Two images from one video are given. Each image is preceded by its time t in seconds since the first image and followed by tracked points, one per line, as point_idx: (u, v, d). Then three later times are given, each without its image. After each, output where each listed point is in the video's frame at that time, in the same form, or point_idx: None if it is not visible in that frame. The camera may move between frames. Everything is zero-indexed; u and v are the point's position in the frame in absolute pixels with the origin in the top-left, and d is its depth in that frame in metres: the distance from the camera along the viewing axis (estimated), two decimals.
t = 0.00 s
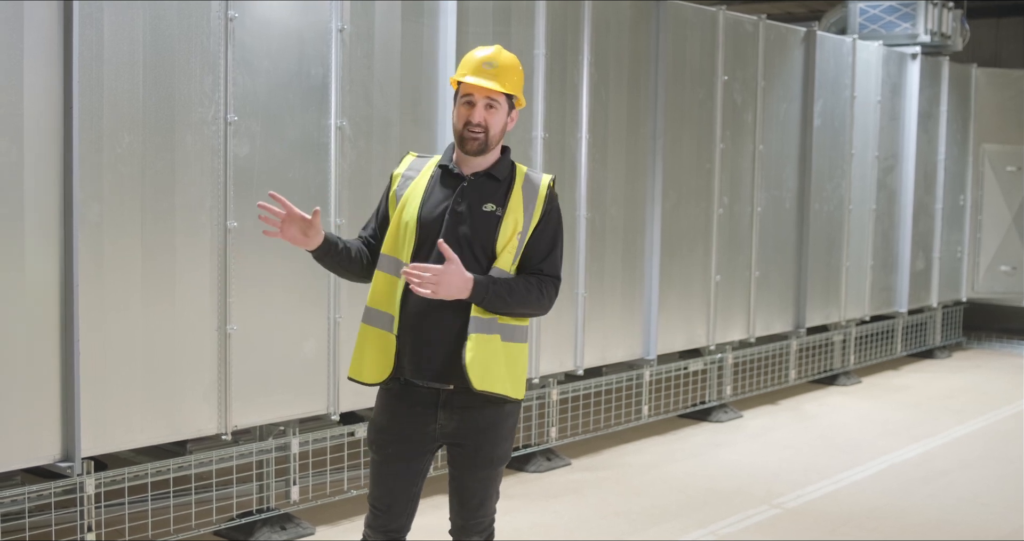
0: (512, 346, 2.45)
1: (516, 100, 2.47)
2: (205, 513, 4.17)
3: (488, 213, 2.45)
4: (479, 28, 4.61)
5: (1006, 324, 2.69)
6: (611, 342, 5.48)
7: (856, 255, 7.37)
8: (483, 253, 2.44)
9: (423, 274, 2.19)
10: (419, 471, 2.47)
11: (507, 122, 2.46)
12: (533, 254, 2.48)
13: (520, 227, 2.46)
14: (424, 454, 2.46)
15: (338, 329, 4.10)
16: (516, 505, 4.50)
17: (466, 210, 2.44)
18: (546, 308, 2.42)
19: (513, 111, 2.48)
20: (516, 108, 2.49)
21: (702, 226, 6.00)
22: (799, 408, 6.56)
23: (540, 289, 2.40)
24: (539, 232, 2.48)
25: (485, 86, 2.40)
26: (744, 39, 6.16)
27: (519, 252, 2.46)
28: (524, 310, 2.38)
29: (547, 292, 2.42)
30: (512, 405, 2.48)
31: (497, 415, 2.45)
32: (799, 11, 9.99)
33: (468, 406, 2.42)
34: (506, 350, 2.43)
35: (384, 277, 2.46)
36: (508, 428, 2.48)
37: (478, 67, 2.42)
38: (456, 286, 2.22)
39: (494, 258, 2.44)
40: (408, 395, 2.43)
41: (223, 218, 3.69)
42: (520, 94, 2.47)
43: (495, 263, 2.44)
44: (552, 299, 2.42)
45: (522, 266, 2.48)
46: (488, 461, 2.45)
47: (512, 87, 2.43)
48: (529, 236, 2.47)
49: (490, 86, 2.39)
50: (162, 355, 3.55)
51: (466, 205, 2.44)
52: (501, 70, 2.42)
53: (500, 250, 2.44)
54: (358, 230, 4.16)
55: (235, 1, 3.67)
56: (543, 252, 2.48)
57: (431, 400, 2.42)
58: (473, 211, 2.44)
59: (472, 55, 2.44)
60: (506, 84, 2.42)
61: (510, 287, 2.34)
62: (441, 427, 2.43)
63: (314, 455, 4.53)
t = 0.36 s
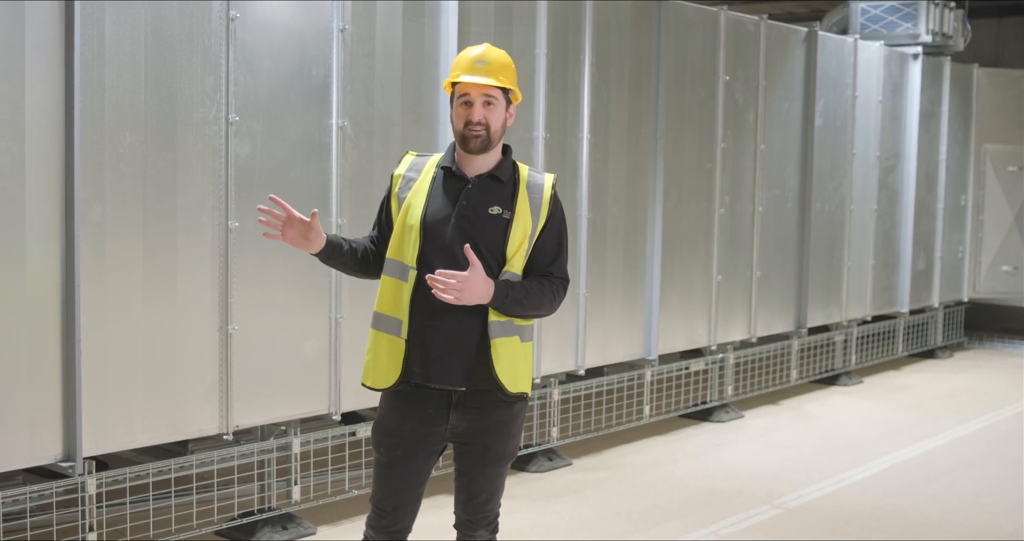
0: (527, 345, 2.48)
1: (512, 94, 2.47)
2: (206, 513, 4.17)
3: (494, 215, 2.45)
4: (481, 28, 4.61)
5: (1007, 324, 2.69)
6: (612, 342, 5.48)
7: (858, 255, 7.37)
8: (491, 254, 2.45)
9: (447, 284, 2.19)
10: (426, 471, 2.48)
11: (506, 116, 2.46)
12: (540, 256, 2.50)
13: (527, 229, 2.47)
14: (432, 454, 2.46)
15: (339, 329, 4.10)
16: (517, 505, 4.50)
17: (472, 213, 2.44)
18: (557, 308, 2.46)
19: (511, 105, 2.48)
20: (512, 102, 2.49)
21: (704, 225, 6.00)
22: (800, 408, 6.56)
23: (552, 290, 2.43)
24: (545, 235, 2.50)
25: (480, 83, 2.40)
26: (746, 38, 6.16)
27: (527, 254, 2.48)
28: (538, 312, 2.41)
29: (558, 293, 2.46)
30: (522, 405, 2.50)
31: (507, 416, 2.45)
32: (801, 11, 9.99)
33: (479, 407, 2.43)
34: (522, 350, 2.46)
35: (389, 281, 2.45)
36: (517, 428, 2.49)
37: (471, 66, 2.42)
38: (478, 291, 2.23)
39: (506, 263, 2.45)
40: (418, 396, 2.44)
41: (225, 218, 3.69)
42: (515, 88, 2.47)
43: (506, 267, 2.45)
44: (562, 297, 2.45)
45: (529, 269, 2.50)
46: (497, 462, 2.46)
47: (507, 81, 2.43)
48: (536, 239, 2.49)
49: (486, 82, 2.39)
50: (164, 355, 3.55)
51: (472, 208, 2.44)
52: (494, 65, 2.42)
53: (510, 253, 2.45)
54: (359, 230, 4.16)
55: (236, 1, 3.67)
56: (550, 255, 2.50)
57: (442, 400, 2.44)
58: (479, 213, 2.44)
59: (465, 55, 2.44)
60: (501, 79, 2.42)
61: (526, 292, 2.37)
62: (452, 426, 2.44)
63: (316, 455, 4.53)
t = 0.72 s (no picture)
0: (524, 343, 2.47)
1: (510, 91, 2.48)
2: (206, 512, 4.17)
3: (491, 212, 2.45)
4: (481, 26, 4.61)
5: (1007, 323, 2.71)
6: (611, 340, 5.48)
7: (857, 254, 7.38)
8: (490, 253, 2.45)
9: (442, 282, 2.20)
10: (425, 468, 2.48)
11: (504, 113, 2.46)
12: (538, 252, 2.50)
13: (524, 225, 2.47)
14: (431, 451, 2.46)
15: (339, 328, 4.10)
16: (517, 504, 4.50)
17: (469, 213, 2.44)
18: (557, 303, 2.45)
19: (507, 102, 2.49)
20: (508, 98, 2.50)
21: (703, 225, 6.00)
22: (800, 407, 6.56)
23: (551, 285, 2.43)
24: (542, 229, 2.50)
25: (483, 77, 2.40)
26: (745, 38, 6.16)
27: (525, 252, 2.48)
28: (537, 308, 2.40)
29: (558, 288, 2.45)
30: (522, 403, 2.49)
31: (507, 413, 2.45)
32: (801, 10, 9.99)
33: (479, 405, 2.43)
34: (519, 348, 2.45)
35: (390, 283, 2.45)
36: (517, 425, 2.48)
37: (475, 60, 2.41)
38: (475, 287, 2.24)
39: (503, 261, 2.46)
40: (418, 394, 2.43)
41: (224, 218, 3.69)
42: (513, 85, 2.48)
43: (504, 265, 2.45)
44: (562, 294, 2.45)
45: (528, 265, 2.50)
46: (496, 459, 2.46)
47: (508, 78, 2.43)
48: (533, 233, 2.49)
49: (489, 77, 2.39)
50: (163, 354, 3.55)
51: (469, 207, 2.44)
52: (498, 62, 2.42)
53: (507, 251, 2.46)
54: (359, 229, 4.16)
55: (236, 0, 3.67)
56: (548, 250, 2.50)
57: (441, 397, 2.43)
58: (475, 212, 2.45)
59: (467, 49, 2.43)
60: (503, 75, 2.43)
61: (524, 287, 2.37)
62: (451, 424, 2.44)
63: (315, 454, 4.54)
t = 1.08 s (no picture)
0: (524, 344, 2.47)
1: (504, 91, 2.46)
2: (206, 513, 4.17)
3: (490, 214, 2.45)
4: (481, 27, 4.61)
5: (1008, 324, 2.70)
6: (612, 341, 5.48)
7: (858, 255, 7.38)
8: (486, 255, 2.45)
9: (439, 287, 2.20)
10: (423, 468, 2.48)
11: (499, 113, 2.45)
12: (540, 252, 2.49)
13: (522, 226, 2.46)
14: (429, 451, 2.46)
15: (339, 329, 4.10)
16: (517, 505, 4.49)
17: (468, 213, 2.44)
18: (558, 305, 2.45)
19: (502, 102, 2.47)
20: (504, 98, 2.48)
21: (704, 226, 6.00)
22: (801, 408, 6.56)
23: (553, 288, 2.42)
24: (542, 230, 2.49)
25: (470, 81, 2.39)
26: (746, 38, 6.16)
27: (525, 253, 2.48)
28: (537, 309, 2.40)
29: (558, 290, 2.45)
30: (520, 404, 2.49)
31: (504, 414, 2.44)
32: (802, 11, 10.01)
33: (477, 405, 2.43)
34: (519, 349, 2.44)
35: (390, 283, 2.46)
36: (515, 426, 2.48)
37: (462, 64, 2.42)
38: (473, 292, 2.24)
39: (502, 262, 2.45)
40: (415, 394, 2.44)
41: (224, 218, 3.69)
42: (506, 84, 2.46)
43: (503, 267, 2.45)
44: (563, 296, 2.44)
45: (529, 266, 2.50)
46: (494, 460, 2.45)
47: (498, 78, 2.42)
48: (533, 235, 2.48)
49: (476, 80, 2.39)
50: (163, 354, 3.55)
51: (467, 208, 2.44)
52: (484, 64, 2.42)
53: (506, 252, 2.45)
54: (359, 229, 4.16)
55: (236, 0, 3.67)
56: (549, 252, 2.49)
57: (439, 397, 2.43)
58: (474, 212, 2.45)
59: (455, 54, 2.44)
60: (492, 76, 2.42)
61: (524, 291, 2.36)
62: (448, 424, 2.44)
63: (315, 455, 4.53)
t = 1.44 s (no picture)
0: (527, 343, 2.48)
1: (507, 92, 2.46)
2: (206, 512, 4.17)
3: (493, 214, 2.45)
4: (482, 27, 4.62)
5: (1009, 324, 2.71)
6: (613, 341, 5.48)
7: (858, 255, 7.38)
8: (490, 254, 2.44)
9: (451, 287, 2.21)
10: (426, 469, 2.48)
11: (502, 115, 2.46)
12: (542, 254, 2.50)
13: (526, 228, 2.47)
14: (432, 451, 2.46)
15: (339, 328, 4.10)
16: (517, 505, 4.49)
17: (472, 214, 2.44)
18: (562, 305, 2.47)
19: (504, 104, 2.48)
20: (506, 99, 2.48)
21: (704, 225, 6.00)
22: (801, 408, 6.56)
23: (557, 288, 2.44)
24: (546, 231, 2.50)
25: (473, 82, 2.40)
26: (746, 38, 6.16)
27: (528, 254, 2.48)
28: (544, 309, 2.41)
29: (561, 291, 2.46)
30: (522, 402, 2.49)
31: (507, 413, 2.45)
32: (802, 11, 10.00)
33: (480, 404, 2.43)
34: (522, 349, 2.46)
35: (391, 283, 2.46)
36: (518, 424, 2.48)
37: (464, 66, 2.42)
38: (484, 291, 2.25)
39: (506, 263, 2.46)
40: (419, 395, 2.44)
41: (225, 218, 3.69)
42: (509, 85, 2.46)
43: (506, 267, 2.45)
44: (566, 296, 2.46)
45: (530, 267, 2.51)
46: (497, 459, 2.46)
47: (500, 80, 2.42)
48: (536, 236, 2.49)
49: (479, 82, 2.39)
50: (163, 353, 3.55)
51: (471, 208, 2.44)
52: (487, 65, 2.42)
53: (510, 253, 2.45)
54: (360, 229, 4.16)
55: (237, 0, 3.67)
56: (551, 255, 2.50)
57: (443, 398, 2.43)
58: (477, 213, 2.45)
59: (457, 55, 2.44)
60: (494, 77, 2.42)
61: (530, 292, 2.37)
62: (452, 423, 2.44)
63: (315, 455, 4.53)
